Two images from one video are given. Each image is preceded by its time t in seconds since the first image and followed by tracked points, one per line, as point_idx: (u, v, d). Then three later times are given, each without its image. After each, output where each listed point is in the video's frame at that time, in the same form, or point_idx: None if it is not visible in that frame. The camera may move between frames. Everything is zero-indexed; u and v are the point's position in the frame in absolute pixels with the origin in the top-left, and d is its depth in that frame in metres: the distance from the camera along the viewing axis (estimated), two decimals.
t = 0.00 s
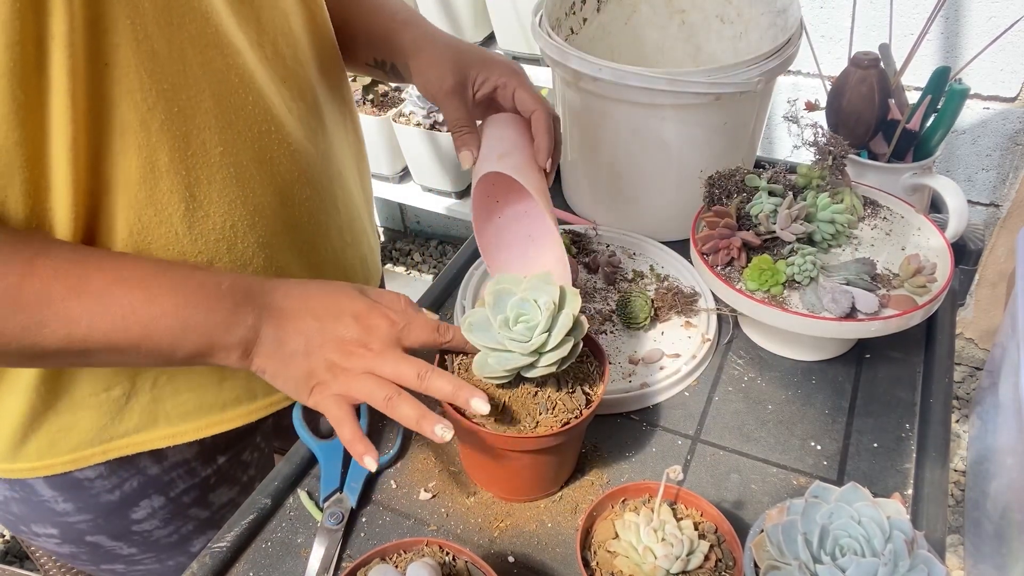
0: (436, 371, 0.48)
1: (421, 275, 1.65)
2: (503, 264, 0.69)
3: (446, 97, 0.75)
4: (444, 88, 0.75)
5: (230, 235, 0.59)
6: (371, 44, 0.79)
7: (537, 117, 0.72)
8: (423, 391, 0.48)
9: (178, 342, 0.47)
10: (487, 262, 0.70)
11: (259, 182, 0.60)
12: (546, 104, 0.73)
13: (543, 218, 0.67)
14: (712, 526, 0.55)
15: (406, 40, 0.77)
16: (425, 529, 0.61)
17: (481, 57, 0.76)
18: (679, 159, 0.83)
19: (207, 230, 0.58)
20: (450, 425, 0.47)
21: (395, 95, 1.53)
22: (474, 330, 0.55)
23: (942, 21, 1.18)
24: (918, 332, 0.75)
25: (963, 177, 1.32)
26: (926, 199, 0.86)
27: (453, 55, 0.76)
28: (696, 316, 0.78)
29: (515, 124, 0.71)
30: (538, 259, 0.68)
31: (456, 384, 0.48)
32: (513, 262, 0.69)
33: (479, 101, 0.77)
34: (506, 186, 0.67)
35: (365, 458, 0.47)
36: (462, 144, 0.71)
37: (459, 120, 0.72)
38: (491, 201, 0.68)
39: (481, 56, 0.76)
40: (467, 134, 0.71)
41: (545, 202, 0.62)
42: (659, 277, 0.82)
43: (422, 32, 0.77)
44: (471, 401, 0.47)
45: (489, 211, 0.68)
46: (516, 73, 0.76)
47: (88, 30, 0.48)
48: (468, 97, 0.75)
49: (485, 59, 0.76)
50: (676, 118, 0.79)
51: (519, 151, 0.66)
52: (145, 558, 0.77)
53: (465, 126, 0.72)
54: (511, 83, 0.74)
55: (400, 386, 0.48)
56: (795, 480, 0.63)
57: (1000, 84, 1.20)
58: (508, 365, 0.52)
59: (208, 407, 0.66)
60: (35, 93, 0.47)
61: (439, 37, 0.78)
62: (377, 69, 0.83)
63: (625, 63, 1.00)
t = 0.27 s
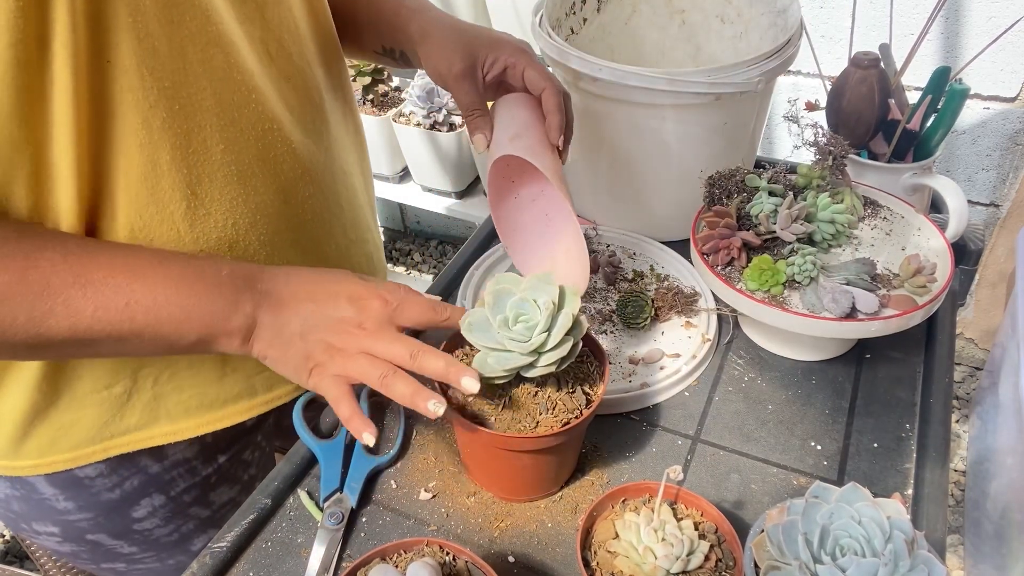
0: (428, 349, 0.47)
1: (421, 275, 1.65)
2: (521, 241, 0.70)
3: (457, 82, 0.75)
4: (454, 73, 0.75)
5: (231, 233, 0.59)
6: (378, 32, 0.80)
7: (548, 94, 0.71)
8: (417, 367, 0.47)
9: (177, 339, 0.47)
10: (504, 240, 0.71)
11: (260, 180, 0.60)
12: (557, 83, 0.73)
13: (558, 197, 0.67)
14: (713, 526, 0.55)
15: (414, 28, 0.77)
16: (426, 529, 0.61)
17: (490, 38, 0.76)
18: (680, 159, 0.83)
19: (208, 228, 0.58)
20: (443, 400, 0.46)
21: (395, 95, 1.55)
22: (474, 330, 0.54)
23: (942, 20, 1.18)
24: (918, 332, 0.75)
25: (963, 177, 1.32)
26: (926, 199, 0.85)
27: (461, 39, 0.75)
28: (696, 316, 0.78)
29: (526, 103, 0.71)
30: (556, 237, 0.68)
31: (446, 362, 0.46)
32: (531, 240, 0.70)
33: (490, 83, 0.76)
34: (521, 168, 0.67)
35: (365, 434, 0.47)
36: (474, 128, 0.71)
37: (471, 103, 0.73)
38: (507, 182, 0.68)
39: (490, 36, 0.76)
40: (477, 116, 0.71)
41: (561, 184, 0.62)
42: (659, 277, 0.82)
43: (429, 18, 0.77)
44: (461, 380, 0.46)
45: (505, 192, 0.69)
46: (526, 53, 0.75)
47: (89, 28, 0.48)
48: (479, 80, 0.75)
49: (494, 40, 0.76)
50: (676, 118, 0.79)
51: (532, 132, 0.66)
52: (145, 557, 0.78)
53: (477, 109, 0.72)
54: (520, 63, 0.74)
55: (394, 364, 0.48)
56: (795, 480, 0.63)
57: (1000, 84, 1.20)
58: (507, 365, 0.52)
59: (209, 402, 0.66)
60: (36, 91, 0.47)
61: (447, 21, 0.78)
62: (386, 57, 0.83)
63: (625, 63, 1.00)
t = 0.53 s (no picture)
0: (413, 363, 0.47)
1: (420, 275, 1.65)
2: (510, 257, 0.70)
3: (449, 94, 0.75)
4: (446, 85, 0.75)
5: (230, 235, 0.59)
6: (377, 34, 0.80)
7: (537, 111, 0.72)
8: (400, 379, 0.48)
9: (172, 333, 0.47)
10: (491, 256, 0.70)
11: (256, 182, 0.60)
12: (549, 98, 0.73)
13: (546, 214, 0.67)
14: (712, 526, 0.55)
15: (406, 38, 0.77)
16: (425, 529, 0.61)
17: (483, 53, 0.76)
18: (680, 159, 0.83)
19: (207, 230, 0.58)
20: (424, 410, 0.47)
21: (395, 95, 1.55)
22: (475, 330, 0.55)
23: (942, 20, 1.18)
24: (918, 332, 0.75)
25: (963, 176, 1.32)
26: (926, 199, 0.86)
27: (454, 51, 0.76)
28: (696, 316, 0.78)
29: (518, 117, 0.70)
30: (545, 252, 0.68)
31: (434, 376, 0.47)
32: (520, 255, 0.69)
33: (482, 96, 0.77)
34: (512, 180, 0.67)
35: (344, 441, 0.47)
36: (467, 139, 0.71)
37: (463, 116, 0.73)
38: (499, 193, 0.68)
39: (482, 51, 0.76)
40: (471, 130, 0.71)
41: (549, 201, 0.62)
42: (659, 277, 0.82)
43: (422, 29, 0.77)
44: (444, 397, 0.47)
45: (495, 204, 0.69)
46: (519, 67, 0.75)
47: (84, 30, 0.48)
48: (471, 93, 0.76)
49: (486, 54, 0.76)
50: (676, 118, 0.79)
51: (524, 146, 0.66)
52: (141, 551, 0.77)
53: (470, 121, 0.73)
54: (512, 77, 0.74)
55: (381, 373, 0.48)
56: (795, 480, 0.63)
57: (1000, 84, 1.20)
58: (507, 365, 0.52)
59: (205, 400, 0.66)
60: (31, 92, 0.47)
61: (440, 32, 0.78)
62: (382, 63, 0.83)
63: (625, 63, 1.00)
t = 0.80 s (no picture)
0: (406, 357, 0.48)
1: (421, 275, 1.65)
2: (509, 250, 0.69)
3: (450, 87, 0.75)
4: (447, 77, 0.75)
5: (228, 236, 0.59)
6: (376, 34, 0.80)
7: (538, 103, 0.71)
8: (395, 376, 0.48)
9: (168, 331, 0.47)
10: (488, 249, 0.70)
11: (253, 183, 0.60)
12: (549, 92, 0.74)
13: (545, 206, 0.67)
14: (712, 526, 0.55)
15: (406, 32, 0.77)
16: (425, 529, 0.61)
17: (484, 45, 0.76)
18: (679, 160, 0.83)
19: (206, 230, 0.57)
20: (417, 407, 0.47)
21: (394, 95, 1.55)
22: (475, 331, 0.55)
23: (942, 20, 1.18)
24: (918, 332, 0.75)
25: (963, 176, 1.32)
26: (926, 199, 0.86)
27: (454, 45, 0.76)
28: (696, 316, 0.78)
29: (519, 111, 0.70)
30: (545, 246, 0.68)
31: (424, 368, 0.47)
32: (520, 248, 0.69)
33: (482, 89, 0.77)
34: (511, 173, 0.67)
35: (336, 441, 0.48)
36: (467, 131, 0.71)
37: (463, 108, 0.73)
38: (498, 186, 0.68)
39: (483, 43, 0.77)
40: (470, 120, 0.71)
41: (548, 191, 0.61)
42: (659, 277, 0.82)
43: (422, 23, 0.77)
44: (438, 386, 0.47)
45: (495, 197, 0.69)
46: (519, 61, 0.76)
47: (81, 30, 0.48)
48: (472, 86, 0.76)
49: (487, 47, 0.76)
50: (676, 118, 0.79)
51: (524, 138, 0.66)
52: (138, 547, 0.77)
53: (469, 114, 0.72)
54: (513, 70, 0.75)
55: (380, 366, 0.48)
56: (794, 480, 0.63)
57: (1000, 84, 1.20)
58: (507, 365, 0.52)
59: (202, 399, 0.66)
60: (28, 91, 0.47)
61: (442, 27, 0.78)
62: (381, 57, 0.83)
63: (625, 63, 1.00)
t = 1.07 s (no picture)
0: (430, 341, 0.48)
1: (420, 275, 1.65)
2: (497, 259, 0.69)
3: (443, 93, 0.75)
4: (440, 83, 0.75)
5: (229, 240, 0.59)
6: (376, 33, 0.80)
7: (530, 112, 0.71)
8: (418, 360, 0.48)
9: (167, 328, 0.47)
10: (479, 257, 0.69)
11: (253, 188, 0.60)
12: (542, 101, 0.73)
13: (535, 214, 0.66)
14: (713, 526, 0.55)
15: (402, 37, 0.77)
16: (425, 528, 0.61)
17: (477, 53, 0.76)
18: (680, 160, 0.83)
19: (207, 235, 0.57)
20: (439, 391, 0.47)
21: (394, 95, 1.55)
22: (475, 330, 0.54)
23: (942, 20, 1.18)
24: (918, 332, 0.75)
25: (963, 176, 1.32)
26: (926, 199, 0.86)
27: (449, 52, 0.76)
28: (696, 316, 0.78)
29: (511, 120, 0.70)
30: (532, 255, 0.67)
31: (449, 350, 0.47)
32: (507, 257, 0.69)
33: (476, 96, 0.77)
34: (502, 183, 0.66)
35: (358, 423, 0.47)
36: (457, 138, 0.70)
37: (455, 115, 0.73)
38: (488, 195, 0.67)
39: (477, 51, 0.77)
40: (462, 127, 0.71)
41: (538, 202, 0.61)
42: (659, 277, 0.82)
43: (418, 29, 0.78)
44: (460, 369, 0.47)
45: (485, 206, 0.68)
46: (513, 69, 0.75)
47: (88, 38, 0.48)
48: (465, 93, 0.75)
49: (481, 55, 0.76)
50: (676, 118, 0.79)
51: (517, 147, 0.66)
52: (135, 542, 0.78)
53: (461, 122, 0.71)
54: (506, 78, 0.74)
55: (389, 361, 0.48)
56: (795, 480, 0.63)
57: (1000, 84, 1.20)
58: (508, 365, 0.52)
59: (199, 398, 0.66)
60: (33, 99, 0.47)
61: (438, 33, 0.78)
62: (374, 60, 0.83)
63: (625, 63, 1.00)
